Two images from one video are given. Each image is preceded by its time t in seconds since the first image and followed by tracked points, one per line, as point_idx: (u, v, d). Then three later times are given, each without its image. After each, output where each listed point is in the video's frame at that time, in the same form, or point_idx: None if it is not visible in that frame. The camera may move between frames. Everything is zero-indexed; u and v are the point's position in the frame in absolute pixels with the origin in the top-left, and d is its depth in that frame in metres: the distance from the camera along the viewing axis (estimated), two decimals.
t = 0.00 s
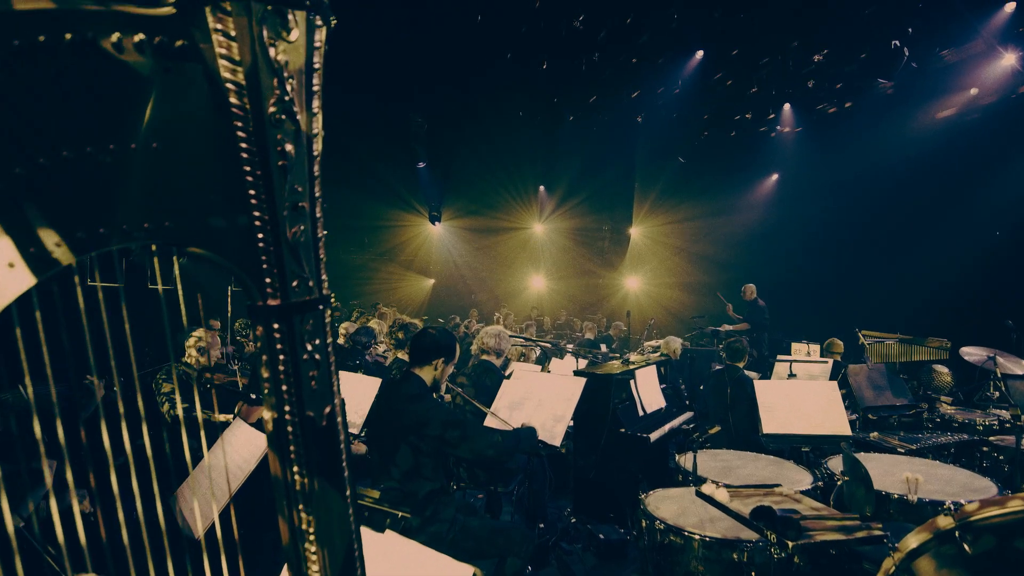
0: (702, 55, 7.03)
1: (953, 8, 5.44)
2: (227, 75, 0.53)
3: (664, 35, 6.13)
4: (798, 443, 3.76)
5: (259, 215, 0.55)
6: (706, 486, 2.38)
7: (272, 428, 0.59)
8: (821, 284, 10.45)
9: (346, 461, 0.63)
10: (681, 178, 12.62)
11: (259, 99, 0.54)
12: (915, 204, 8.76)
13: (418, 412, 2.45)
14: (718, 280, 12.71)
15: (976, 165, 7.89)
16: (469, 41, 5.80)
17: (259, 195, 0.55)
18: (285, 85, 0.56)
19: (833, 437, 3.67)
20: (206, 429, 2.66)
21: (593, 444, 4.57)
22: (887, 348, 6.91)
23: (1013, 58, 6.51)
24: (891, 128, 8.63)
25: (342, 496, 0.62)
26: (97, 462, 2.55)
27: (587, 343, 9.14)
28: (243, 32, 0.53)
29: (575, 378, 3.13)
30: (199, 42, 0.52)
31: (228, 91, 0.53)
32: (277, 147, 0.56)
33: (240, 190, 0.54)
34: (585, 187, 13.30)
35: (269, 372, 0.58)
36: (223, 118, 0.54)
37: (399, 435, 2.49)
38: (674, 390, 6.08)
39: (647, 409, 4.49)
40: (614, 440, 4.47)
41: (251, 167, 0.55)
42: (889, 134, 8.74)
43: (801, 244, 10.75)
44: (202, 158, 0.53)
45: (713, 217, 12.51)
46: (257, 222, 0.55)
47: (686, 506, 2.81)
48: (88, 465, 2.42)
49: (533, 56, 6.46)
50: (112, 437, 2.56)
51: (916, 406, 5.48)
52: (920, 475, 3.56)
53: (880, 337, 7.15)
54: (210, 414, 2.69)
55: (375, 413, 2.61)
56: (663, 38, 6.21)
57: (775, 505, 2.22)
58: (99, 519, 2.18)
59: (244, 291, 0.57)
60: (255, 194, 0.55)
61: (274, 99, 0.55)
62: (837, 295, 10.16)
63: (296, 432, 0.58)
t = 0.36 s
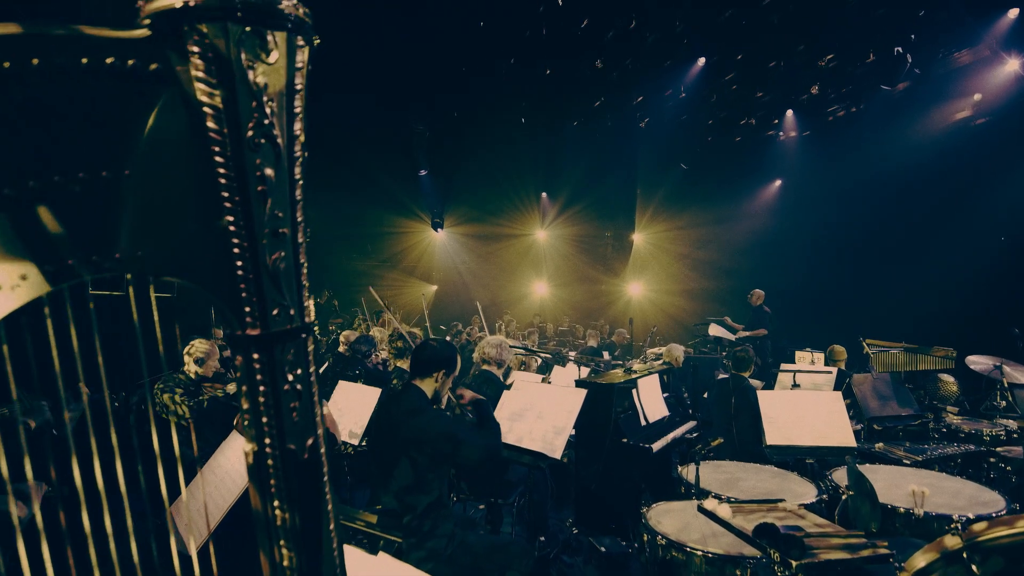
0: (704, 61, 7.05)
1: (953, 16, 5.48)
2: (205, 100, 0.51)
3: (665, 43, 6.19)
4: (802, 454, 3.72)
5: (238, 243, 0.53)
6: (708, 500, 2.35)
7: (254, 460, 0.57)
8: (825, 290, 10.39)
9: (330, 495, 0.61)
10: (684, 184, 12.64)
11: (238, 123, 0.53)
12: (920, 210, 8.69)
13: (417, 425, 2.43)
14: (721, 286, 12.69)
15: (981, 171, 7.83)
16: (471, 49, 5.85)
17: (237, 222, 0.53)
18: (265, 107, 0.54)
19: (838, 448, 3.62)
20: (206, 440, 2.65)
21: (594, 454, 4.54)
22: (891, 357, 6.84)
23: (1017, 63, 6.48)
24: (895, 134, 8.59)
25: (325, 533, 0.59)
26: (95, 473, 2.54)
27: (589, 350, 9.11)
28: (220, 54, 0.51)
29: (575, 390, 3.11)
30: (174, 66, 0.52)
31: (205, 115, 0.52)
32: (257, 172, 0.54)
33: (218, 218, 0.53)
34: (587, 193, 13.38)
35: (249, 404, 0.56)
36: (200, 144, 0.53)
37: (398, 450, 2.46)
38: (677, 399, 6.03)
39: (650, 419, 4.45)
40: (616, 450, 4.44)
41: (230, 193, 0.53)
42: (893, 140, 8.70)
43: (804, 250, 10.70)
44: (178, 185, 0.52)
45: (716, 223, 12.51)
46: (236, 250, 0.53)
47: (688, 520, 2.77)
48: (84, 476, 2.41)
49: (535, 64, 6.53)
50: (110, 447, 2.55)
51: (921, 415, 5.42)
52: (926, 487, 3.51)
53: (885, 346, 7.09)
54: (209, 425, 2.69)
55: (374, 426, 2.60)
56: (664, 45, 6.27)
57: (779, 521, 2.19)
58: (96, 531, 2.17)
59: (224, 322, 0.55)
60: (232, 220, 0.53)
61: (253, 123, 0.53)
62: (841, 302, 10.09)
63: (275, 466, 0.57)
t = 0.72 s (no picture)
0: (706, 67, 7.05)
1: (956, 23, 5.48)
2: (182, 122, 0.52)
3: (667, 48, 6.20)
4: (806, 465, 3.67)
5: (217, 268, 0.54)
6: (710, 516, 2.31)
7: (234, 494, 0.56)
8: (829, 296, 10.33)
9: (314, 532, 0.59)
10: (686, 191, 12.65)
11: (216, 146, 0.53)
12: (925, 215, 8.63)
13: (414, 438, 2.40)
14: (725, 293, 12.65)
15: (985, 177, 7.77)
16: (472, 56, 5.88)
17: (217, 247, 0.54)
18: (245, 129, 0.55)
19: (843, 460, 3.57)
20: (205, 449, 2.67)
21: (596, 465, 4.50)
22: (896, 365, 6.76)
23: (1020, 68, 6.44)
24: (898, 139, 8.55)
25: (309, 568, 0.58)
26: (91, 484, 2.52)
27: (591, 357, 9.07)
28: (196, 76, 0.53)
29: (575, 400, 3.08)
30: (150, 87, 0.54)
31: (183, 138, 0.53)
32: (236, 192, 0.55)
33: (198, 242, 0.54)
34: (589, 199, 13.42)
35: (230, 434, 0.56)
36: (179, 166, 0.54)
37: (397, 464, 2.43)
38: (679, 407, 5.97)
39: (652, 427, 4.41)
40: (618, 459, 4.39)
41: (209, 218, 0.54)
42: (896, 145, 8.65)
43: (808, 256, 10.65)
44: (165, 210, 0.55)
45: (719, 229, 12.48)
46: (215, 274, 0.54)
47: (690, 534, 2.72)
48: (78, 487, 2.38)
49: (537, 70, 6.57)
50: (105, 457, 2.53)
51: (927, 425, 5.36)
52: (932, 499, 3.45)
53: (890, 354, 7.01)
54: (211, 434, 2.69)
55: (372, 438, 2.57)
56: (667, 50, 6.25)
57: (783, 537, 2.15)
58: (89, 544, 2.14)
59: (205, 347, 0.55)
60: (211, 245, 0.54)
61: (231, 146, 0.54)
62: (846, 308, 10.01)
63: (257, 499, 0.56)
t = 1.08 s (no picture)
0: (710, 71, 7.02)
1: (962, 25, 5.45)
2: (154, 139, 0.51)
3: (674, 49, 6.14)
4: (811, 475, 3.63)
5: (193, 292, 0.52)
6: (714, 528, 2.28)
7: (214, 523, 0.55)
8: (835, 299, 10.27)
9: (297, 560, 0.59)
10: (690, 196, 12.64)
11: (189, 165, 0.51)
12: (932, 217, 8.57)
13: (412, 448, 2.38)
14: (729, 298, 12.66)
15: (992, 178, 7.70)
16: (476, 59, 5.88)
17: (193, 269, 0.52)
18: (222, 148, 0.53)
19: (849, 469, 3.53)
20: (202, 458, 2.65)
21: (599, 472, 4.45)
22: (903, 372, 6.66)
23: None
24: (903, 142, 8.48)
25: None
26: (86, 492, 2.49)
27: (595, 362, 9.03)
28: (169, 90, 0.51)
29: (576, 409, 3.06)
30: (122, 102, 0.52)
31: (156, 155, 0.51)
32: (211, 211, 0.53)
33: (173, 264, 0.52)
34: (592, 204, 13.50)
35: (208, 462, 0.55)
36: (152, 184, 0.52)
37: (396, 474, 2.41)
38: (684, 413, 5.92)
39: (656, 434, 4.38)
40: (621, 466, 4.35)
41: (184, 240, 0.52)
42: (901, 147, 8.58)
43: (813, 259, 10.60)
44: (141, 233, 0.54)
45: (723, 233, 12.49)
46: (192, 299, 0.52)
47: (693, 546, 2.70)
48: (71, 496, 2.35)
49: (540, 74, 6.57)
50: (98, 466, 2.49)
51: (934, 432, 5.30)
52: (940, 510, 3.39)
53: (897, 360, 6.93)
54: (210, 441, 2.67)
55: (371, 447, 2.55)
56: (671, 54, 6.24)
57: (787, 551, 2.12)
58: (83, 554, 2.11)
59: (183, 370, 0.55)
60: (187, 266, 0.52)
61: (207, 164, 0.52)
62: (852, 311, 9.94)
63: (238, 531, 0.55)
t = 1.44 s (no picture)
0: (714, 70, 6.91)
1: (970, 24, 5.40)
2: (118, 149, 0.49)
3: (684, 43, 5.96)
4: (815, 480, 3.59)
5: (162, 310, 0.50)
6: (716, 536, 2.25)
7: (184, 550, 0.53)
8: (841, 299, 10.20)
9: None
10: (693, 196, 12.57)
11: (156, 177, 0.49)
12: (939, 217, 8.46)
13: (409, 455, 2.36)
14: (734, 299, 12.66)
15: (1001, 176, 7.58)
16: (477, 58, 5.82)
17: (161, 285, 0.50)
18: (189, 156, 0.50)
19: (855, 474, 3.48)
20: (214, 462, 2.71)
21: (602, 476, 4.41)
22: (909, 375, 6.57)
23: None
24: (909, 142, 8.33)
25: None
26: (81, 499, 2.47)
27: (598, 364, 9.01)
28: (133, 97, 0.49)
29: (578, 413, 3.04)
30: (85, 111, 0.50)
31: (120, 165, 0.49)
32: (178, 223, 0.50)
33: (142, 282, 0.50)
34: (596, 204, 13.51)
35: (179, 487, 0.53)
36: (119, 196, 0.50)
37: (394, 481, 2.39)
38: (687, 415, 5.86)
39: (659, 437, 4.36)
40: (624, 470, 4.32)
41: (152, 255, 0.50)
42: (907, 146, 8.44)
43: (819, 258, 10.53)
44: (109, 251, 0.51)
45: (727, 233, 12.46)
46: (160, 317, 0.51)
47: (696, 553, 2.67)
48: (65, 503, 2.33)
49: (543, 74, 6.55)
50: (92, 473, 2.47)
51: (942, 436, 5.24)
52: (947, 517, 3.34)
53: (903, 363, 6.85)
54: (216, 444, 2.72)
55: (368, 453, 2.53)
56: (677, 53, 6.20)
57: (791, 561, 2.08)
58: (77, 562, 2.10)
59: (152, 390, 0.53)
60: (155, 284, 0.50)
61: (174, 173, 0.49)
62: (859, 311, 9.86)
63: (210, 557, 0.53)
